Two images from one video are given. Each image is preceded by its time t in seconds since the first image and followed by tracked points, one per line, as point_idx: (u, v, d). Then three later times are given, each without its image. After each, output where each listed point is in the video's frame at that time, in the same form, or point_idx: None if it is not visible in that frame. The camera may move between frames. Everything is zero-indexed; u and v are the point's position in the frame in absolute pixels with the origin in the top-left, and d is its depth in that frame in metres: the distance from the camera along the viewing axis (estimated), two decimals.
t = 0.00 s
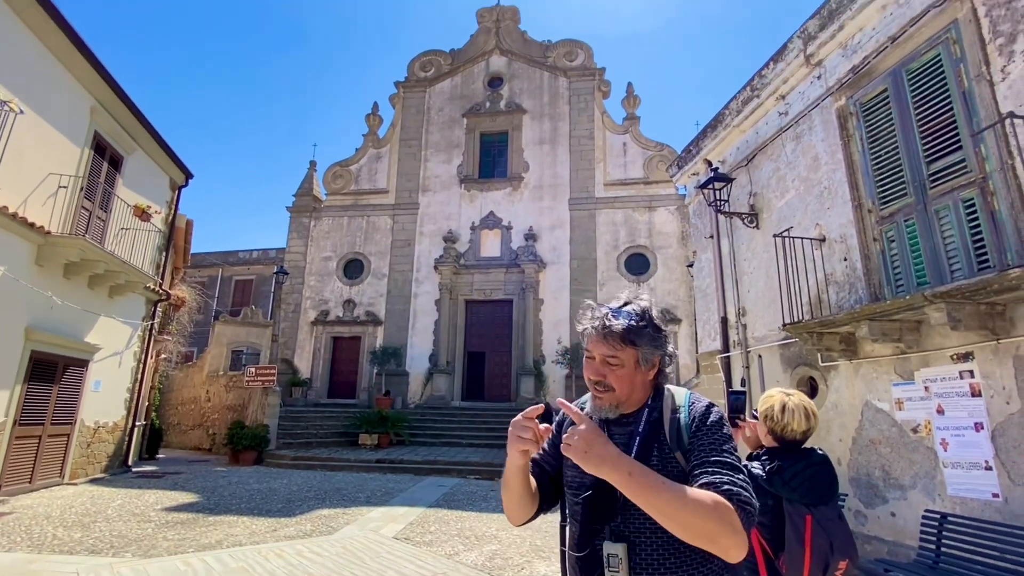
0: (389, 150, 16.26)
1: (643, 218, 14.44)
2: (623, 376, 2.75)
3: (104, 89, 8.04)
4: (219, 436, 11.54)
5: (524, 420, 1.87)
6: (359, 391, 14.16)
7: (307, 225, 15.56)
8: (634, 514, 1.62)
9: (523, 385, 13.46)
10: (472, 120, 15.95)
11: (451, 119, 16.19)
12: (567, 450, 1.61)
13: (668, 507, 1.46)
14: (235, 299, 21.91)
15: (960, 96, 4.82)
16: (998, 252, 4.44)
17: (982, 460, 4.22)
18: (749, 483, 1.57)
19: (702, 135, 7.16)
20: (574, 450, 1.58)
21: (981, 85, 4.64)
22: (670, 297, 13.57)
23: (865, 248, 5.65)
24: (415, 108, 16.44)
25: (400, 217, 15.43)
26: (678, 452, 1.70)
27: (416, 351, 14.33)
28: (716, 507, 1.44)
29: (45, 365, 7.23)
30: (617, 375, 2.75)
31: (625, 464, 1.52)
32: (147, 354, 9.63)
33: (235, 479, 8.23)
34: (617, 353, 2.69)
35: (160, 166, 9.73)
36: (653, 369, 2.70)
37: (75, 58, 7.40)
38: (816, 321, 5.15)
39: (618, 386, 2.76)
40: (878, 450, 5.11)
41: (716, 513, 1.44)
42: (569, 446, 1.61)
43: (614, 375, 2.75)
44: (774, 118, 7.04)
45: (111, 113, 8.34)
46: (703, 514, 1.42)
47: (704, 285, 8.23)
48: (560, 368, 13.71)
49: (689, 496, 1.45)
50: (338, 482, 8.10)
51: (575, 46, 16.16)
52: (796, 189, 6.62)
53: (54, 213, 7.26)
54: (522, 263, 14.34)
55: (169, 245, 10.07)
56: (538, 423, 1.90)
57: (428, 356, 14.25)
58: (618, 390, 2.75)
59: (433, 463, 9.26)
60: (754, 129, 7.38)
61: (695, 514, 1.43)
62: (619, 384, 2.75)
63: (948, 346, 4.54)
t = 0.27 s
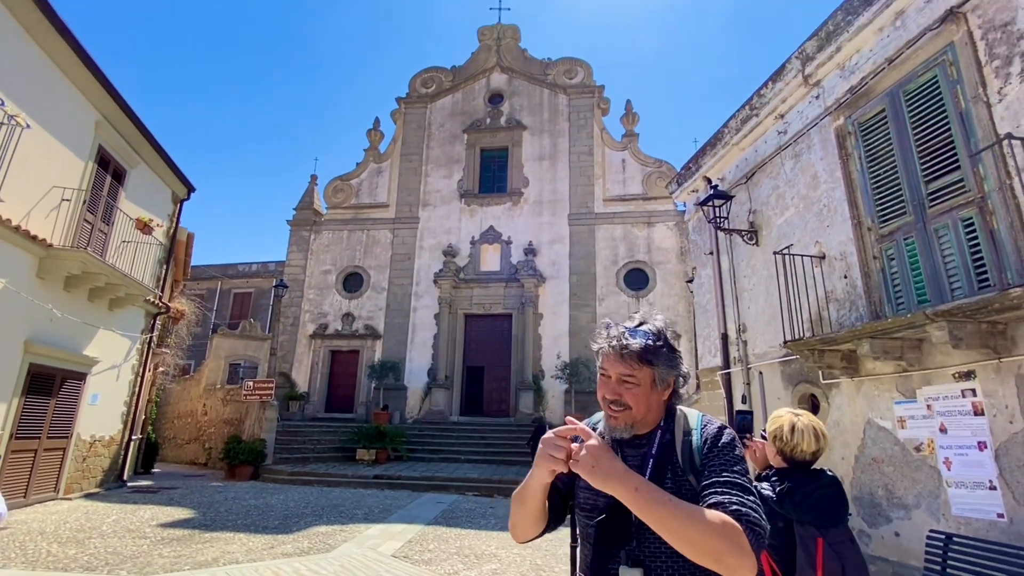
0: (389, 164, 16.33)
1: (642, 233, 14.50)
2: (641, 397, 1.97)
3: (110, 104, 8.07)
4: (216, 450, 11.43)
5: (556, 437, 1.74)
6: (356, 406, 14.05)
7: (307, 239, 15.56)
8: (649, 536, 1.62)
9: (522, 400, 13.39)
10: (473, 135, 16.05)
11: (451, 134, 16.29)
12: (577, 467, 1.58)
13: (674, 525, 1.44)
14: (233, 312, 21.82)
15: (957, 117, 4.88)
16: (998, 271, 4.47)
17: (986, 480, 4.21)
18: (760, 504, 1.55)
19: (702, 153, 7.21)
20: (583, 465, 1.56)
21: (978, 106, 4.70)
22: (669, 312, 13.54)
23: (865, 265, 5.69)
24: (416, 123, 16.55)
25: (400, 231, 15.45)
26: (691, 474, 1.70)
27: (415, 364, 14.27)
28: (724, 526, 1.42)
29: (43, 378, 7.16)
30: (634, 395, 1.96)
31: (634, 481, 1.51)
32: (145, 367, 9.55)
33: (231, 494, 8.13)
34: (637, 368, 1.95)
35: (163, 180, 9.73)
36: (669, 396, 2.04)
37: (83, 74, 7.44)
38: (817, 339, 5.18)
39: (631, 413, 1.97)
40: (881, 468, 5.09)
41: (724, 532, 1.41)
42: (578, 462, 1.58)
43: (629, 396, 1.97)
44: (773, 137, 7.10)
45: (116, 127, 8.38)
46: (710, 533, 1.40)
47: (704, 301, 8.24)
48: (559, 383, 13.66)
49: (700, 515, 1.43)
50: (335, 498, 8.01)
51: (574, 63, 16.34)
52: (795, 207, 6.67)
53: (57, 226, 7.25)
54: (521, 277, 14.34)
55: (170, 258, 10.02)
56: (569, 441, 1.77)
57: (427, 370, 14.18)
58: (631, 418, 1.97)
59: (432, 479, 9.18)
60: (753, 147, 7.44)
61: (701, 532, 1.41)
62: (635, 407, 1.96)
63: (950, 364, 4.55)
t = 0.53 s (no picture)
0: (391, 182, 16.42)
1: (641, 252, 14.53)
2: (658, 422, 1.90)
3: (116, 122, 8.12)
4: (212, 468, 11.28)
5: (575, 459, 1.72)
6: (355, 424, 13.98)
7: (307, 255, 15.56)
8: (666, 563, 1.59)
9: (522, 419, 13.28)
10: (474, 154, 16.16)
11: (452, 152, 16.41)
12: (596, 492, 1.57)
13: (694, 554, 1.41)
14: (232, 328, 21.72)
15: (955, 141, 4.93)
16: (998, 293, 4.47)
17: (993, 503, 4.17)
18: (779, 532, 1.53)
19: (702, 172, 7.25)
20: (603, 489, 1.54)
21: (975, 129, 4.76)
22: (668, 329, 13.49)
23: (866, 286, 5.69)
24: (417, 141, 16.67)
25: (401, 249, 15.46)
26: (709, 503, 1.64)
27: (415, 382, 14.16)
28: (747, 557, 1.38)
29: (40, 396, 7.09)
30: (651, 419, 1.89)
31: (653, 508, 1.48)
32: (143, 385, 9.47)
33: (228, 514, 8.01)
34: (655, 392, 1.89)
35: (166, 198, 9.76)
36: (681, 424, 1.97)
37: (90, 93, 7.51)
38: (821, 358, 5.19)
39: (647, 436, 1.89)
40: (887, 490, 5.04)
41: (746, 563, 1.38)
42: (598, 488, 1.57)
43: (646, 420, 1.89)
44: (772, 158, 7.15)
45: (122, 146, 8.42)
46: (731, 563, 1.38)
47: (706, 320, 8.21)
48: (560, 402, 13.57)
49: (721, 545, 1.41)
50: (332, 519, 7.91)
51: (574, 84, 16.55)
52: (796, 227, 6.69)
53: (59, 243, 7.24)
54: (521, 295, 14.34)
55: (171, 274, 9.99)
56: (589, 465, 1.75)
57: (426, 388, 14.08)
58: (646, 442, 1.88)
59: (431, 499, 9.07)
60: (753, 167, 7.49)
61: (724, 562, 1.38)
62: (652, 431, 1.88)
63: (953, 386, 4.54)
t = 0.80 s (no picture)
0: (369, 187, 15.23)
1: (668, 268, 13.32)
2: (698, 478, 1.76)
3: (47, 115, 6.91)
4: (150, 529, 9.94)
5: (603, 524, 1.59)
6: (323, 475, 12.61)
7: (269, 273, 14.36)
8: None
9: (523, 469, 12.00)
10: (472, 157, 15.05)
11: (441, 156, 15.26)
12: (629, 565, 1.44)
13: None
14: (178, 359, 20.10)
15: None
16: None
17: None
18: None
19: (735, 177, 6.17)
20: (639, 562, 1.42)
21: None
22: (700, 363, 12.33)
23: (936, 311, 4.76)
24: (400, 147, 15.48)
25: (380, 263, 14.27)
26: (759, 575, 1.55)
27: (396, 425, 12.88)
28: None
29: None
30: (691, 475, 1.76)
31: None
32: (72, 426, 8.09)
33: None
34: (696, 443, 1.78)
35: (103, 203, 8.49)
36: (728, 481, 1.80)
37: (16, 80, 6.30)
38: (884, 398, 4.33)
39: (685, 494, 1.75)
40: (968, 558, 4.04)
41: None
42: (631, 560, 1.44)
43: (685, 476, 1.76)
44: (822, 159, 6.07)
45: (51, 143, 7.20)
46: None
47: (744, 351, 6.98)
48: (569, 449, 12.35)
49: None
50: None
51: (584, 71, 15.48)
52: (851, 240, 5.60)
53: None
54: (523, 319, 13.13)
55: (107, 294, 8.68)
56: (619, 531, 1.61)
57: (409, 433, 12.79)
58: (687, 503, 1.75)
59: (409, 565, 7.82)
60: (799, 170, 6.36)
61: None
62: (691, 490, 1.75)
63: None
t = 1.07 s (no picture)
0: (359, 207, 14.82)
1: (682, 293, 12.84)
2: (722, 534, 1.75)
3: (15, 132, 6.50)
4: None
5: None
6: (306, 521, 11.97)
7: (251, 298, 13.86)
8: None
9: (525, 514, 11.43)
10: (473, 176, 14.66)
11: (437, 175, 14.88)
12: None
13: None
14: (150, 393, 18.75)
15: None
16: None
17: None
18: None
19: (753, 199, 5.74)
20: None
21: None
22: (719, 398, 11.85)
23: (975, 342, 4.31)
24: (392, 167, 15.08)
25: (371, 288, 13.79)
26: None
27: (386, 465, 12.30)
28: None
29: None
30: (715, 532, 1.75)
31: None
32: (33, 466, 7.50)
33: None
34: (718, 498, 1.77)
35: (74, 225, 8.02)
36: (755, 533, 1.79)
37: None
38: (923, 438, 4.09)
39: (710, 551, 1.75)
40: None
41: None
42: None
43: (708, 533, 1.75)
44: (846, 179, 5.64)
45: (20, 161, 6.78)
46: None
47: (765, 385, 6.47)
48: (576, 492, 11.74)
49: None
50: None
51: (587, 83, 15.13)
52: (881, 266, 5.17)
53: None
54: (526, 350, 12.62)
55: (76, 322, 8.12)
56: None
57: (401, 474, 12.18)
58: (713, 561, 1.74)
59: None
60: (822, 190, 5.92)
61: None
62: (716, 548, 1.74)
63: None
